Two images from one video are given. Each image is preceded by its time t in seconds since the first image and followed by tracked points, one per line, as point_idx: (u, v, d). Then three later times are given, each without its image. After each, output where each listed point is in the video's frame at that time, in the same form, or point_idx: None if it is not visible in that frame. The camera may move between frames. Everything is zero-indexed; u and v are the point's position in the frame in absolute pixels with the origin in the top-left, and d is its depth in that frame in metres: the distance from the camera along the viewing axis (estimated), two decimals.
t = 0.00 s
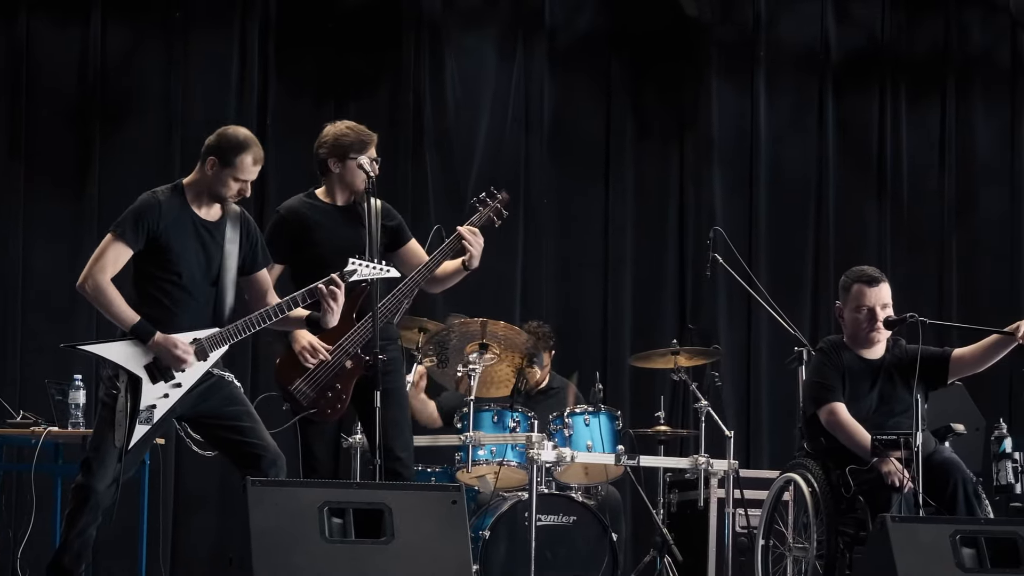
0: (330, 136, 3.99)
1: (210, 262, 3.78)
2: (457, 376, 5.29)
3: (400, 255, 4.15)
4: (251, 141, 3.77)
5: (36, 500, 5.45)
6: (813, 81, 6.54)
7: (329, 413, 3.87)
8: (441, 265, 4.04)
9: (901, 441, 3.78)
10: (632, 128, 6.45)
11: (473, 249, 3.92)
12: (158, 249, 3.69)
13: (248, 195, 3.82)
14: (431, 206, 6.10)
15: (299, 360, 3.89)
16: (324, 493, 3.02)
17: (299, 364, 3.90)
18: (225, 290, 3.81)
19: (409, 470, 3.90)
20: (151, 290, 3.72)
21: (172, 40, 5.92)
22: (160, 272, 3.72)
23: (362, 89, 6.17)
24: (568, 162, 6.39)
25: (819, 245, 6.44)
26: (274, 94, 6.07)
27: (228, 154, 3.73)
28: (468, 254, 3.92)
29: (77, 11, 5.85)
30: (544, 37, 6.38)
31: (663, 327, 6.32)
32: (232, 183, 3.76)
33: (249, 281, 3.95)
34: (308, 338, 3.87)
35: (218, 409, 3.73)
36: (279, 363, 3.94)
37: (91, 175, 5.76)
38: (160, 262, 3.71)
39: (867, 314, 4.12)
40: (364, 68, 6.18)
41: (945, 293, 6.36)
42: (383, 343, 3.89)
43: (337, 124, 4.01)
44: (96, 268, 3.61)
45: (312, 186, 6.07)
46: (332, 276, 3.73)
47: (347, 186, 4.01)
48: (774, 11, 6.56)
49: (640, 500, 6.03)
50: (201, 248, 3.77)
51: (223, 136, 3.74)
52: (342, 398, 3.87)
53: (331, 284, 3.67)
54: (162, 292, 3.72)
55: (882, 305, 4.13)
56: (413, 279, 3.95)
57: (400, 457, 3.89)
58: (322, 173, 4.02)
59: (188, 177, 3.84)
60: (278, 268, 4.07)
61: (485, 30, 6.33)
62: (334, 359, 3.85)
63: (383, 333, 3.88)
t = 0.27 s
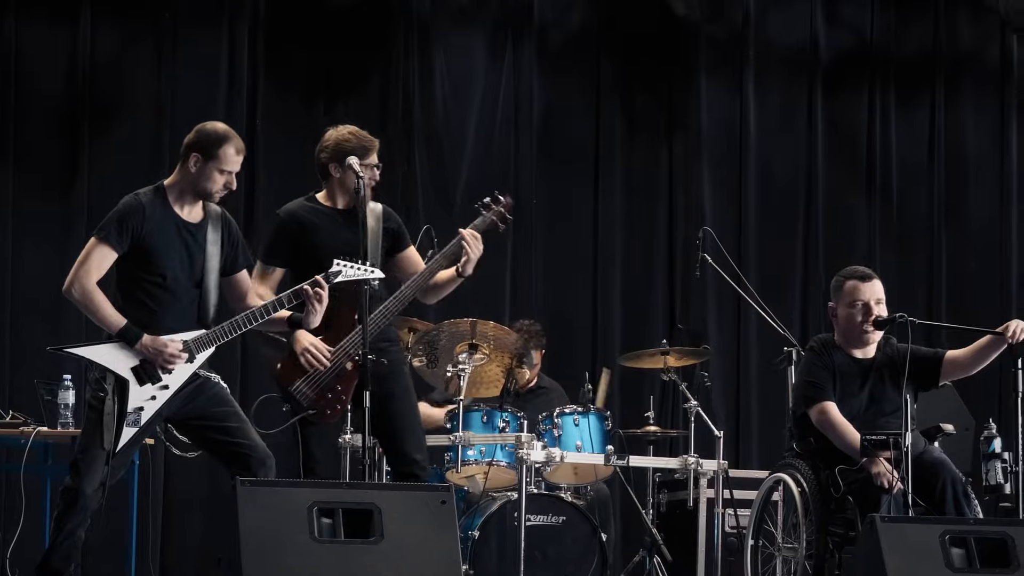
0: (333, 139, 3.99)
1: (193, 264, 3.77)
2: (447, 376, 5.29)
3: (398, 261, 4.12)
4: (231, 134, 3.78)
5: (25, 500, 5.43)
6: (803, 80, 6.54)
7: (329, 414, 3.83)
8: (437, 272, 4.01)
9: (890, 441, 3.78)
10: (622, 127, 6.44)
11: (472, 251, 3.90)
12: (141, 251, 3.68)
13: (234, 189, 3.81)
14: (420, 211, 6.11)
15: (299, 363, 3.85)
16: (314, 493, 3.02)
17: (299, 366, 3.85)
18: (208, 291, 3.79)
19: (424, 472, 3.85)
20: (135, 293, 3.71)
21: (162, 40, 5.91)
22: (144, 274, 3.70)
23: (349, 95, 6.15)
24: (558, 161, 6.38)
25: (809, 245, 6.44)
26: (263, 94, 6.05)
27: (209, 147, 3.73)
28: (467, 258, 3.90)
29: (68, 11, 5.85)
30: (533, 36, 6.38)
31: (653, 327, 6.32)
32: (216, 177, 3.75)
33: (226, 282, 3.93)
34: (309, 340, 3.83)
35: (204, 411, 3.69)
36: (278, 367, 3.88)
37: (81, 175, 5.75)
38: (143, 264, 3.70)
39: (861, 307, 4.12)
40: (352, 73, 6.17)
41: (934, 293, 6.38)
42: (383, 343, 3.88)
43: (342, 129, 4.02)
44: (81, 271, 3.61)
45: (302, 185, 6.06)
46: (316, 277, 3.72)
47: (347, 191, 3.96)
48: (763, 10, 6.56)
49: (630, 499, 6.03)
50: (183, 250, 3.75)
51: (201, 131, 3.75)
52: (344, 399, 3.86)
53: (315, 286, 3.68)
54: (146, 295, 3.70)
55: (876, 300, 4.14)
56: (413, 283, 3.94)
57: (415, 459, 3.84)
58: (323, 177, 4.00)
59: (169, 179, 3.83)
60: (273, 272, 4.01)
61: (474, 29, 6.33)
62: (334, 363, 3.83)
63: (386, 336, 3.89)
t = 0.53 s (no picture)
0: (371, 139, 3.70)
1: (168, 266, 3.76)
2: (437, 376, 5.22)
3: (428, 270, 3.79)
4: (200, 137, 3.79)
5: (14, 501, 5.39)
6: (792, 80, 6.54)
7: (347, 420, 3.68)
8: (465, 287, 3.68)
9: (879, 441, 3.74)
10: (611, 127, 6.43)
11: (498, 280, 3.62)
12: (116, 256, 3.67)
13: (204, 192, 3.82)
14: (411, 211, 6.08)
15: (325, 364, 3.68)
16: (303, 493, 2.99)
17: (325, 368, 3.69)
18: (184, 293, 3.79)
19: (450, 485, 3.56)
20: (112, 296, 3.69)
21: (151, 40, 5.89)
22: (120, 277, 3.69)
23: (339, 96, 6.13)
24: (547, 161, 6.37)
25: (798, 245, 6.44)
26: (252, 94, 6.02)
27: (181, 151, 3.73)
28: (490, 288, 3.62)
29: (56, 9, 5.80)
30: (523, 36, 6.37)
31: (642, 327, 6.31)
32: (187, 181, 3.76)
33: (200, 285, 3.96)
34: (337, 342, 3.59)
35: (187, 413, 3.68)
36: (302, 366, 3.73)
37: (70, 174, 5.72)
38: (119, 267, 3.68)
39: (854, 305, 4.10)
40: (342, 74, 6.14)
41: (923, 293, 6.39)
42: (410, 352, 3.63)
43: (382, 129, 3.72)
44: (60, 278, 3.58)
45: (291, 185, 6.03)
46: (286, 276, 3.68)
47: (384, 194, 3.71)
48: (752, 11, 6.56)
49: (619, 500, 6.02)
50: (158, 253, 3.74)
51: (172, 135, 3.75)
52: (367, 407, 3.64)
53: (282, 285, 3.63)
54: (124, 298, 3.69)
55: (870, 299, 4.12)
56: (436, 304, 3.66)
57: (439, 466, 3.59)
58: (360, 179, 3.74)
59: (139, 183, 3.82)
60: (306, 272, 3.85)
61: (464, 29, 6.32)
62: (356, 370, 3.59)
63: (412, 348, 3.64)
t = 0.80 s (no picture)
0: (439, 158, 3.80)
1: (155, 266, 3.74)
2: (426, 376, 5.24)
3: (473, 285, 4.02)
4: (189, 143, 3.73)
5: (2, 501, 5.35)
6: (781, 79, 6.53)
7: (369, 427, 3.86)
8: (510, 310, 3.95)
9: (868, 441, 3.75)
10: (601, 127, 6.42)
11: (541, 316, 3.94)
12: (102, 257, 3.65)
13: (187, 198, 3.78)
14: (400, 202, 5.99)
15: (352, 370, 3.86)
16: (292, 493, 2.98)
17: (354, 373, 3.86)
18: (171, 293, 3.77)
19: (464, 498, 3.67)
20: (98, 297, 3.67)
21: (141, 39, 5.85)
22: (106, 278, 3.67)
23: (328, 95, 6.11)
24: (536, 160, 6.36)
25: (787, 245, 6.44)
26: (242, 93, 5.99)
27: (166, 156, 3.69)
28: (533, 320, 3.94)
29: (45, 8, 5.76)
30: (512, 36, 6.35)
31: (631, 326, 6.30)
32: (169, 186, 3.72)
33: (190, 284, 3.95)
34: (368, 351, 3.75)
35: (175, 414, 3.66)
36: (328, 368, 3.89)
37: (59, 174, 5.68)
38: (105, 268, 3.66)
39: (844, 305, 4.08)
40: (331, 73, 6.13)
41: (912, 292, 6.37)
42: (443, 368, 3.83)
43: (455, 151, 3.83)
44: (46, 280, 3.56)
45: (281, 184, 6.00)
46: (276, 276, 3.75)
47: (441, 214, 3.80)
48: (741, 10, 6.56)
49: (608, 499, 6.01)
50: (144, 253, 3.72)
51: (161, 139, 3.70)
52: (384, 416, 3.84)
53: (272, 287, 3.70)
54: (110, 298, 3.67)
55: (860, 299, 4.10)
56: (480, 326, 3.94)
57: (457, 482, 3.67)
58: (422, 191, 3.83)
59: (124, 183, 3.79)
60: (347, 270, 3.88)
61: (453, 29, 6.30)
62: (386, 380, 3.78)
63: (443, 366, 3.83)
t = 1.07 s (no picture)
0: (451, 176, 3.78)
1: (147, 264, 3.71)
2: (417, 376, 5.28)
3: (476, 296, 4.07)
4: (169, 128, 3.75)
5: None
6: (771, 80, 6.53)
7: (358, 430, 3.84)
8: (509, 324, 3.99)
9: (859, 441, 3.79)
10: (591, 128, 6.42)
11: (538, 332, 3.91)
12: (94, 255, 3.62)
13: (181, 183, 3.76)
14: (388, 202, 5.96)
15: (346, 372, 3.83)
16: (282, 493, 2.97)
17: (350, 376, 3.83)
18: (164, 291, 3.74)
19: (456, 503, 3.65)
20: (90, 295, 3.64)
21: (130, 41, 5.83)
22: (98, 276, 3.64)
23: (317, 96, 6.09)
24: (526, 161, 6.35)
25: (776, 246, 6.43)
26: (231, 94, 5.97)
27: (150, 143, 3.70)
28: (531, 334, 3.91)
29: (34, 9, 5.74)
30: (502, 36, 6.34)
31: (621, 326, 6.30)
32: (161, 171, 3.71)
33: (181, 283, 3.93)
34: (364, 356, 3.76)
35: (167, 412, 3.66)
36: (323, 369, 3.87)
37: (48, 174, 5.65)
38: (97, 267, 3.63)
39: (835, 305, 4.08)
40: (321, 75, 6.11)
41: (902, 292, 6.37)
42: (441, 377, 3.83)
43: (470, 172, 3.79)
44: (36, 278, 3.55)
45: (270, 185, 5.98)
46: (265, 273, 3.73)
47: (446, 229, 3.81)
48: (731, 10, 6.56)
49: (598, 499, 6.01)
50: (137, 250, 3.69)
51: (142, 130, 3.72)
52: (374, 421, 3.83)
53: (261, 284, 3.68)
54: (102, 297, 3.64)
55: (850, 300, 4.09)
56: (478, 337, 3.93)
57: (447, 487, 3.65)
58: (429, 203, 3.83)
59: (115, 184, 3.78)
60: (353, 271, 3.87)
61: (442, 29, 6.29)
62: (380, 385, 3.78)
63: (439, 375, 3.83)
